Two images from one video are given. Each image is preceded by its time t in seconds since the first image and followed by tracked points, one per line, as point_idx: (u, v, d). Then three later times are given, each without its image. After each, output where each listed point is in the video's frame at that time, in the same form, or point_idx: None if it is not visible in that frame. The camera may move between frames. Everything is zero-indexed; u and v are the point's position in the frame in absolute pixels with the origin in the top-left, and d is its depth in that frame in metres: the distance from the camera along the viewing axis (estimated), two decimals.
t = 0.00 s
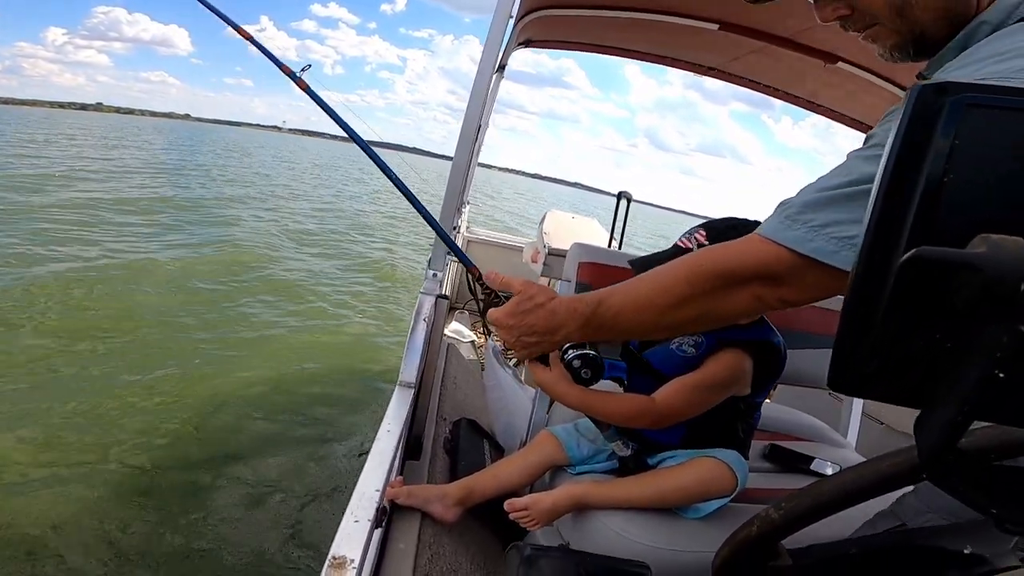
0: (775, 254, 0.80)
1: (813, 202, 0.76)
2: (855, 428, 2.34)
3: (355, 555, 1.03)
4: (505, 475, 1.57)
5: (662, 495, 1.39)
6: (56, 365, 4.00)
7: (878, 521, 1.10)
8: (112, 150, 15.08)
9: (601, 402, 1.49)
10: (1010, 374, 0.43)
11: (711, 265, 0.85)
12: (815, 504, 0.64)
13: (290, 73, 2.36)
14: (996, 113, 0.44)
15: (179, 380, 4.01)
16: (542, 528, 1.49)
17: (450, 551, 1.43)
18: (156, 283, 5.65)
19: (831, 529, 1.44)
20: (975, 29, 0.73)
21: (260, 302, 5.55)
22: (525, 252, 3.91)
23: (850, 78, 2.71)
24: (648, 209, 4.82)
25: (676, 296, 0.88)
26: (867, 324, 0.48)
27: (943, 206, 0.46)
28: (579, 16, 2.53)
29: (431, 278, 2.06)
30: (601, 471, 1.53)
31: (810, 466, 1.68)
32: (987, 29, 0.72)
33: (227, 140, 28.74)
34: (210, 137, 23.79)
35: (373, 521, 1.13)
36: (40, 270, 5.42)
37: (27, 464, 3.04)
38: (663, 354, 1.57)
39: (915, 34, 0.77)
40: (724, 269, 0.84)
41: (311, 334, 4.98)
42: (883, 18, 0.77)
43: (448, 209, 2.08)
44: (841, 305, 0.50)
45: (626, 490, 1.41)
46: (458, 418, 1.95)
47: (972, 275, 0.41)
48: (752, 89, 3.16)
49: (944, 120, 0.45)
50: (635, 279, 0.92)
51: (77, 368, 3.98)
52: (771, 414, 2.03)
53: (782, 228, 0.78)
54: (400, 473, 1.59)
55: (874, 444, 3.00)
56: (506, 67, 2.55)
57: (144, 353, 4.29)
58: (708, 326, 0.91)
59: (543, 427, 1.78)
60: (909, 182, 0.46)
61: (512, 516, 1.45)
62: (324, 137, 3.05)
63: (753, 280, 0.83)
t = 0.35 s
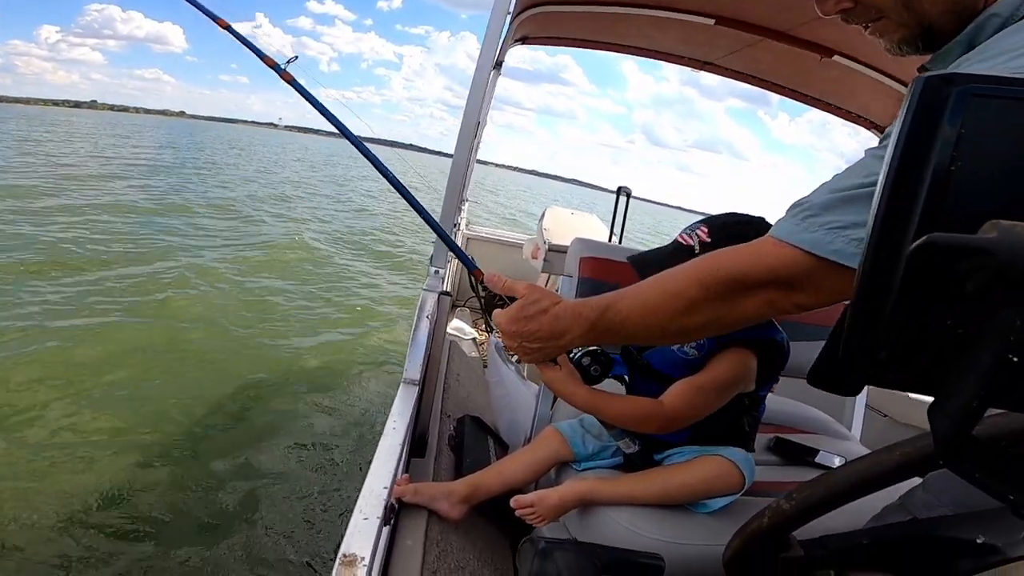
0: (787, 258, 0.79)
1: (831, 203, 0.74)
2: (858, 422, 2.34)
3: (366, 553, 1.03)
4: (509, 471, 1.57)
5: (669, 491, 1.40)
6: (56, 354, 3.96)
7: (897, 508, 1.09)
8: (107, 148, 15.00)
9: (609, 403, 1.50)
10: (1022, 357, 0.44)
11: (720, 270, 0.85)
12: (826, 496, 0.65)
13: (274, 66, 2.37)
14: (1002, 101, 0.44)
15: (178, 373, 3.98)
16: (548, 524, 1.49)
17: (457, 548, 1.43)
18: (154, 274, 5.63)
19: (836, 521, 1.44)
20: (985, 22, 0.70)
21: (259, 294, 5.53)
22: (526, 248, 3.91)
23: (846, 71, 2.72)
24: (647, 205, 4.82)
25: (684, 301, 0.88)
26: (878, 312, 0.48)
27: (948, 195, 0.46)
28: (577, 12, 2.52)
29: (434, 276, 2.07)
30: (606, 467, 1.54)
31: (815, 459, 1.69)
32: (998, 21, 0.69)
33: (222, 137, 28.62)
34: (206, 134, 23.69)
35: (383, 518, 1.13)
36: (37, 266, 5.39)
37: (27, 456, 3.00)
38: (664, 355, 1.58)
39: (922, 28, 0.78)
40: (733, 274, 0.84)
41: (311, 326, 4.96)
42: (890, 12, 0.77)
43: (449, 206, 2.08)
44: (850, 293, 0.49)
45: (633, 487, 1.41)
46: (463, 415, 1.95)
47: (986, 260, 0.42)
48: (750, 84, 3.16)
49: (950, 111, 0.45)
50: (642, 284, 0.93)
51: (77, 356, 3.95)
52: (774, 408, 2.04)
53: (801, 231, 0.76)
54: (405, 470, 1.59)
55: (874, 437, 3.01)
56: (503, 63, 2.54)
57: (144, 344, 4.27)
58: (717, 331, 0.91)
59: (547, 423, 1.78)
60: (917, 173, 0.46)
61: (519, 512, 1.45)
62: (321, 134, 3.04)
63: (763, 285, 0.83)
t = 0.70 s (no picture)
0: (755, 264, 0.81)
1: (797, 210, 0.77)
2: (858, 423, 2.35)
3: (371, 550, 1.03)
4: (510, 471, 1.56)
5: (673, 489, 1.40)
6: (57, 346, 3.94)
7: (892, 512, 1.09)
8: (106, 145, 14.94)
9: (600, 403, 1.51)
10: None
11: (691, 276, 0.86)
12: (832, 490, 0.65)
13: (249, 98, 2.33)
14: (1005, 103, 0.46)
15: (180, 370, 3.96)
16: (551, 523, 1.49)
17: (460, 547, 1.43)
18: (155, 271, 5.61)
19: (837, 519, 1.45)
20: (951, 29, 0.76)
21: (262, 291, 5.52)
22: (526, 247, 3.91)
23: (847, 73, 2.72)
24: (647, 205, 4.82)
25: (660, 308, 0.89)
26: (886, 307, 0.48)
27: (955, 194, 0.47)
28: (579, 12, 2.52)
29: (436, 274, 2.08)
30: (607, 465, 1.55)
31: (816, 458, 1.69)
32: (964, 27, 0.75)
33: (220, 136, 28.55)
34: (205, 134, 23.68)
35: (388, 515, 1.13)
36: (37, 262, 5.36)
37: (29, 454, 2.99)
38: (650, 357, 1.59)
39: (890, 35, 0.81)
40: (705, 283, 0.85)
41: (313, 324, 4.94)
42: (857, 19, 0.80)
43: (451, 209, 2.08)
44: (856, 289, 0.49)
45: (635, 486, 1.41)
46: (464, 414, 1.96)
47: (993, 255, 0.41)
48: (750, 84, 3.16)
49: (959, 110, 0.45)
50: (620, 292, 0.94)
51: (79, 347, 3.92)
52: (775, 407, 2.04)
53: (765, 238, 0.79)
54: (408, 469, 1.59)
55: (873, 438, 3.01)
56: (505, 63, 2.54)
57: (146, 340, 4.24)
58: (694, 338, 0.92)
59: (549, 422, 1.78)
60: (925, 171, 0.47)
61: (522, 511, 1.45)
62: (323, 134, 3.03)
63: (736, 290, 0.84)
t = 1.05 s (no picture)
0: (706, 269, 0.84)
1: (747, 213, 0.81)
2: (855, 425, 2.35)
3: (362, 550, 1.03)
4: (504, 472, 1.56)
5: (669, 489, 1.39)
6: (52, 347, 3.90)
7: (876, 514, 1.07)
8: (102, 145, 14.88)
9: (587, 405, 1.51)
10: None
11: (649, 284, 0.90)
12: (831, 493, 0.65)
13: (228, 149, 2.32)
14: (1018, 97, 0.45)
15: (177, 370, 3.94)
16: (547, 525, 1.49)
17: (453, 547, 1.43)
18: (153, 271, 5.58)
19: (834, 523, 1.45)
20: (900, 34, 0.84)
21: (260, 291, 5.49)
22: (525, 247, 3.91)
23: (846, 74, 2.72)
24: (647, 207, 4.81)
25: (624, 316, 0.93)
26: (894, 302, 0.48)
27: (964, 192, 0.47)
28: (579, 13, 2.52)
29: (433, 273, 2.08)
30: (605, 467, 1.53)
31: (813, 461, 1.69)
32: (911, 33, 0.83)
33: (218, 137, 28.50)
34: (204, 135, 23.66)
35: (380, 515, 1.13)
36: (33, 262, 5.32)
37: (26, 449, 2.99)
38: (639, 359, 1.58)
39: (836, 44, 0.91)
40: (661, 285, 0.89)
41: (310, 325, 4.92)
42: (805, 31, 0.91)
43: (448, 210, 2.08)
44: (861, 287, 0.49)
45: (631, 486, 1.40)
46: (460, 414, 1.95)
47: (1006, 252, 0.41)
48: (750, 86, 3.17)
49: (970, 106, 0.45)
50: (587, 301, 0.98)
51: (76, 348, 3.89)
52: (772, 409, 2.04)
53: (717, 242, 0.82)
54: (403, 468, 1.58)
55: (870, 440, 3.02)
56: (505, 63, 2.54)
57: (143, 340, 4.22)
58: (663, 340, 0.95)
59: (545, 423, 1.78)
60: (934, 169, 0.47)
61: (516, 513, 1.44)
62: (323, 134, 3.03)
63: (691, 295, 0.87)
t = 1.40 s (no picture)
0: (712, 263, 0.84)
1: (751, 207, 0.80)
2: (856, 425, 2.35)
3: (364, 551, 1.03)
4: (504, 474, 1.56)
5: (667, 488, 1.40)
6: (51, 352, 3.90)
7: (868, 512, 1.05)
8: (101, 146, 14.90)
9: (594, 401, 1.49)
10: None
11: (655, 278, 0.89)
12: (826, 492, 0.65)
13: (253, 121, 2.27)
14: (1005, 98, 0.45)
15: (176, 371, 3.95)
16: (547, 524, 1.49)
17: (454, 548, 1.43)
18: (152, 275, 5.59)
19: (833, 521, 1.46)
20: (902, 35, 0.84)
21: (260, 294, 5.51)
22: (525, 248, 3.91)
23: (846, 73, 2.73)
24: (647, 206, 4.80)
25: (630, 311, 0.93)
26: (883, 303, 0.48)
27: (952, 192, 0.47)
28: (577, 14, 2.53)
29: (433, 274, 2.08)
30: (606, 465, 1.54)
31: (812, 460, 1.69)
32: (912, 35, 0.83)
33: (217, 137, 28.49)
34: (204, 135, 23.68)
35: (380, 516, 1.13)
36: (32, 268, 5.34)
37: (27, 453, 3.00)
38: (647, 352, 1.59)
39: (837, 43, 0.92)
40: (669, 279, 0.88)
41: (309, 323, 4.92)
42: (809, 29, 0.91)
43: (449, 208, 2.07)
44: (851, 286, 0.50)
45: (629, 485, 1.41)
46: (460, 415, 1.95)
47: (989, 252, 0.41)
48: (749, 85, 3.17)
49: (954, 106, 0.45)
50: (594, 296, 0.98)
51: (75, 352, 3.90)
52: (772, 408, 2.04)
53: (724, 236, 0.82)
54: (403, 468, 1.58)
55: (871, 439, 3.01)
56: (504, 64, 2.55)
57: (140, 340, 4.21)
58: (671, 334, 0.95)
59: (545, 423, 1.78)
60: (921, 171, 0.47)
61: (516, 513, 1.44)
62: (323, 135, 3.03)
63: (697, 289, 0.87)
